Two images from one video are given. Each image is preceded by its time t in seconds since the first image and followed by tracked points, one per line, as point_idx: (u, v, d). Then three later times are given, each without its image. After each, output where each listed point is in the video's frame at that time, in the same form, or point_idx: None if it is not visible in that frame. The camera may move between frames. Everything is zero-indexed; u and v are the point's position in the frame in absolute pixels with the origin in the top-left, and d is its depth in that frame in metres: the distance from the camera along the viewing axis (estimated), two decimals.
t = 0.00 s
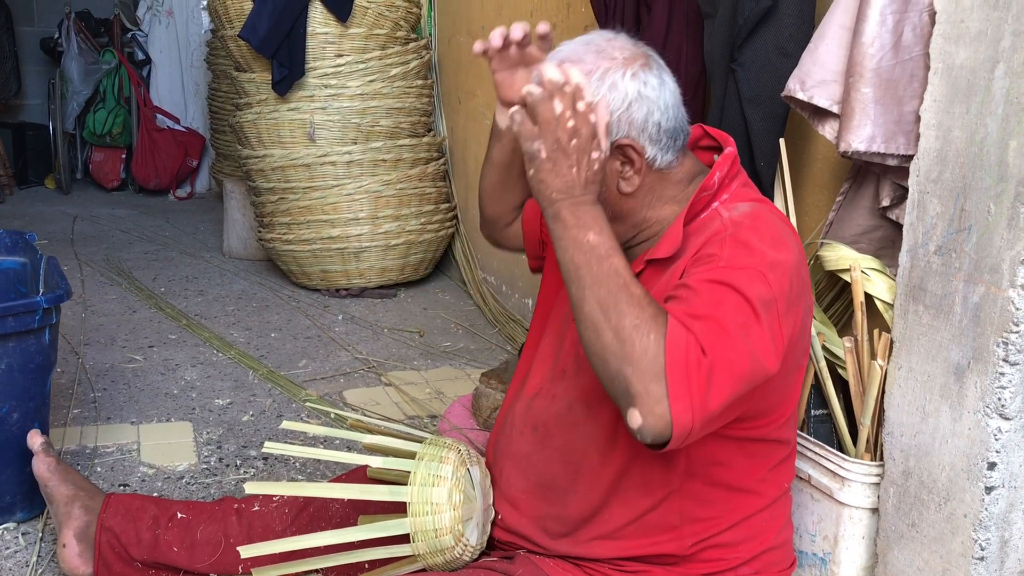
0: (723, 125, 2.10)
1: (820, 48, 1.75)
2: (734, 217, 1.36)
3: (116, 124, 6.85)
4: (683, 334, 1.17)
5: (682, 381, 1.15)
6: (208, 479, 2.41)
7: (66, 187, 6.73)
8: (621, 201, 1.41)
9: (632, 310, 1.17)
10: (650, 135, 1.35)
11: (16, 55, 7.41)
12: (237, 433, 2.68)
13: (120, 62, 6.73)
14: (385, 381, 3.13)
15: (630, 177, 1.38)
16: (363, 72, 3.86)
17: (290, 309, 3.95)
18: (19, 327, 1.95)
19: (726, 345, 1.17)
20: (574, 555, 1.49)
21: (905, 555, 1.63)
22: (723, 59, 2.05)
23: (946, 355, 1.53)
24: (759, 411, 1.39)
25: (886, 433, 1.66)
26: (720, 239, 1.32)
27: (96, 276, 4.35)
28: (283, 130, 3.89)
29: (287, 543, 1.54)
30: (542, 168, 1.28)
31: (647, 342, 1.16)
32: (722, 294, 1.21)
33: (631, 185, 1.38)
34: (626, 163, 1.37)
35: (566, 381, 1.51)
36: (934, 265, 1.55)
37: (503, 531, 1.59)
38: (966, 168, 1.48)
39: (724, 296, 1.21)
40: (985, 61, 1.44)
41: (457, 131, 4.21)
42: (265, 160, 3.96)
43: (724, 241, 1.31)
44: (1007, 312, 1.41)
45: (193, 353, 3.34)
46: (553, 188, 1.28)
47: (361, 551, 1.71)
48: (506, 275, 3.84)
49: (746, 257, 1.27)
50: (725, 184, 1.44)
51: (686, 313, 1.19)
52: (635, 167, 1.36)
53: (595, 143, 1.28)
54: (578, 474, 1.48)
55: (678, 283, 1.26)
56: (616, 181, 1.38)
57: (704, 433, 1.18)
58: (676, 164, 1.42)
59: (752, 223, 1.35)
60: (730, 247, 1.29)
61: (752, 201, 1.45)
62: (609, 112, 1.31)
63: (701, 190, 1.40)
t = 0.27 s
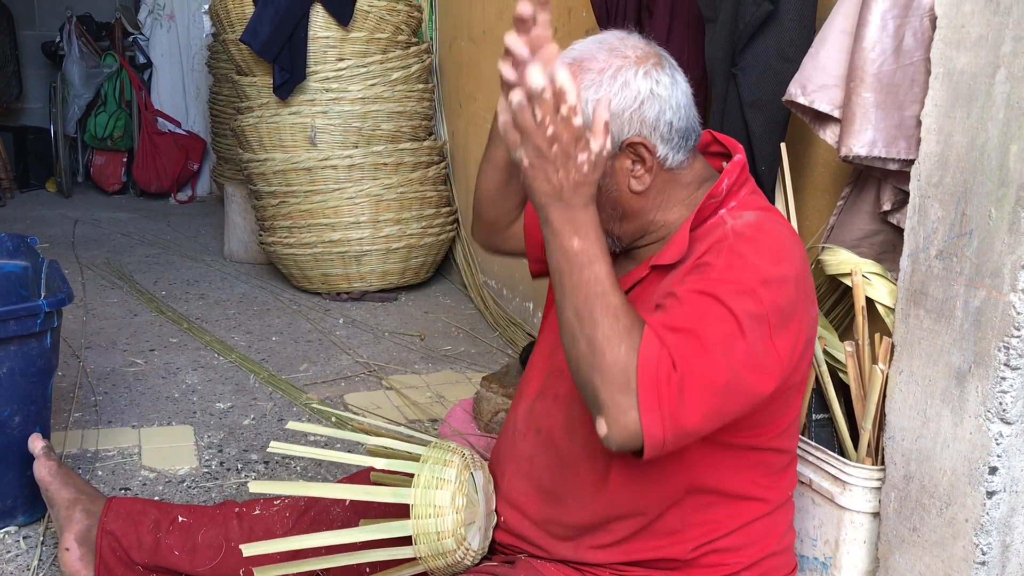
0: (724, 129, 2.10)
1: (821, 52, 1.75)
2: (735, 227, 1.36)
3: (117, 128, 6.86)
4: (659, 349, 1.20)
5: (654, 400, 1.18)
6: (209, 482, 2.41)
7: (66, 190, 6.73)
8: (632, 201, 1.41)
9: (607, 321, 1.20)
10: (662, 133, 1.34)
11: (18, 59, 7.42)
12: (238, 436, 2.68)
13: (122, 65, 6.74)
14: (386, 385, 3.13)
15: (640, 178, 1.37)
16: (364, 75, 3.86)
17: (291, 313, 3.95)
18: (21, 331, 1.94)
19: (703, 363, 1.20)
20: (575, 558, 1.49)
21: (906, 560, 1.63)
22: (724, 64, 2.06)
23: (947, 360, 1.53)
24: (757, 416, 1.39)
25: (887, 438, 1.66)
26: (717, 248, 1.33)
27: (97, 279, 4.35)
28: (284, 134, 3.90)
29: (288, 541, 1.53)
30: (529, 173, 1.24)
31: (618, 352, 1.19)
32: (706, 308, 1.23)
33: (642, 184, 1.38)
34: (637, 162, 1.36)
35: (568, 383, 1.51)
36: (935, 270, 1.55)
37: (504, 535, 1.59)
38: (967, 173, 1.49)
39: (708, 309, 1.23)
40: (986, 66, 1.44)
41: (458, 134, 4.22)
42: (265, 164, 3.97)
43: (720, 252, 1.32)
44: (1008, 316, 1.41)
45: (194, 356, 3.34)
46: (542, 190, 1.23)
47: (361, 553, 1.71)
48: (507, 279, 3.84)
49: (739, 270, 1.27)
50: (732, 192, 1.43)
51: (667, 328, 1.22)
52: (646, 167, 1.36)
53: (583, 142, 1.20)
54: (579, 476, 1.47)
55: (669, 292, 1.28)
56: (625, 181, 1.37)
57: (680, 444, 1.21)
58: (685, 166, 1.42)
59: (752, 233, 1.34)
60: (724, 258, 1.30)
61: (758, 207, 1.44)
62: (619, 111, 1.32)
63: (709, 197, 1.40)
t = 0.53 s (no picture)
0: (724, 132, 2.10)
1: (821, 54, 1.75)
2: (738, 237, 1.35)
3: (117, 129, 6.86)
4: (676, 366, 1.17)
5: (675, 418, 1.15)
6: (209, 484, 2.40)
7: (67, 191, 6.74)
8: (630, 205, 1.40)
9: (624, 346, 1.16)
10: (663, 136, 1.34)
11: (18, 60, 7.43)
12: (237, 438, 2.68)
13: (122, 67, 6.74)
14: (386, 387, 3.13)
15: (639, 182, 1.37)
16: (364, 77, 3.86)
17: (291, 314, 3.95)
18: (21, 332, 1.94)
19: (721, 376, 1.17)
20: (576, 561, 1.49)
21: (907, 562, 1.63)
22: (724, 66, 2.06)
23: (948, 362, 1.53)
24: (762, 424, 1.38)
25: (888, 440, 1.66)
26: (722, 259, 1.32)
27: (97, 281, 4.35)
28: (285, 136, 3.90)
29: (289, 543, 1.53)
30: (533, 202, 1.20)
31: (638, 376, 1.15)
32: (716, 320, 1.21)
33: (640, 189, 1.37)
34: (635, 167, 1.35)
35: (567, 388, 1.51)
36: (936, 272, 1.55)
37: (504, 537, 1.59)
38: (967, 175, 1.48)
39: (719, 320, 1.21)
40: (986, 68, 1.44)
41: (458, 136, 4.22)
42: (266, 165, 3.97)
43: (725, 263, 1.30)
44: (1009, 319, 1.41)
45: (193, 358, 3.34)
46: (548, 217, 1.20)
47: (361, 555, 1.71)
48: (507, 281, 3.84)
49: (747, 280, 1.26)
50: (729, 196, 1.45)
51: (681, 344, 1.20)
52: (645, 171, 1.35)
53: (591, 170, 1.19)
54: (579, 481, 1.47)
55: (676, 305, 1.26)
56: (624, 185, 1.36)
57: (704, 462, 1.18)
58: (683, 170, 1.42)
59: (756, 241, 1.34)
60: (730, 269, 1.28)
61: (757, 212, 1.44)
62: (620, 113, 1.32)
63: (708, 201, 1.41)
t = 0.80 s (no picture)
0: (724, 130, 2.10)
1: (822, 53, 1.75)
2: (727, 256, 1.31)
3: (116, 127, 6.86)
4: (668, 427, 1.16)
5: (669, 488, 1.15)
6: (208, 482, 2.40)
7: (66, 190, 6.73)
8: (651, 172, 1.41)
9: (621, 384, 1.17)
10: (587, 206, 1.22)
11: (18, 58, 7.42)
12: (237, 436, 2.68)
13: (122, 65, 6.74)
14: (385, 385, 3.13)
15: (674, 157, 1.39)
16: (364, 76, 3.86)
17: (290, 313, 3.95)
18: (20, 330, 1.94)
19: (714, 433, 1.15)
20: (573, 561, 1.48)
21: (907, 561, 1.63)
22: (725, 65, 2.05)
23: (948, 361, 1.53)
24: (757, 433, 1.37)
25: (888, 439, 1.66)
26: (710, 283, 1.28)
27: (97, 279, 4.35)
28: (284, 134, 3.90)
29: (287, 542, 1.52)
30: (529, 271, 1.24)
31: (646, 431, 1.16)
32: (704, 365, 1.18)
33: (670, 165, 1.39)
34: (679, 141, 1.38)
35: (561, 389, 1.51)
36: (936, 271, 1.55)
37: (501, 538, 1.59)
38: (968, 174, 1.48)
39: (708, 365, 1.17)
40: (987, 67, 1.44)
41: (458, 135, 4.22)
42: (265, 164, 3.96)
43: (714, 289, 1.26)
44: (1009, 318, 1.41)
45: (193, 356, 3.34)
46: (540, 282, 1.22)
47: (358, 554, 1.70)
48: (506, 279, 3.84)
49: (735, 311, 1.23)
50: (720, 200, 1.42)
51: (674, 380, 1.18)
52: (686, 151, 1.38)
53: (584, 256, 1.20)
54: (575, 482, 1.47)
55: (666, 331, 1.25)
56: (662, 152, 1.38)
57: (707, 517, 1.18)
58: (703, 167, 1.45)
59: (745, 261, 1.30)
60: (719, 297, 1.25)
61: (748, 219, 1.40)
62: (701, 86, 1.33)
63: (692, 204, 1.39)
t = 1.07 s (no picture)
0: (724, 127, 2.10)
1: (822, 50, 1.75)
2: (729, 253, 1.36)
3: (115, 124, 6.85)
4: (651, 442, 1.23)
5: (646, 500, 1.23)
6: (206, 479, 2.40)
7: (65, 187, 6.72)
8: (683, 159, 1.50)
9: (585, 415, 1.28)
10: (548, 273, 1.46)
11: (16, 55, 7.40)
12: (235, 434, 2.68)
13: (120, 62, 6.73)
14: (384, 383, 3.13)
15: (710, 148, 1.48)
16: (363, 72, 3.85)
17: (289, 310, 3.94)
18: (17, 326, 1.94)
19: (697, 451, 1.21)
20: (576, 559, 1.48)
21: (905, 559, 1.63)
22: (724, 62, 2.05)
23: (948, 358, 1.53)
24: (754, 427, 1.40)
25: (887, 437, 1.66)
26: (711, 282, 1.33)
27: (95, 276, 4.34)
28: (283, 131, 3.89)
29: (288, 538, 1.52)
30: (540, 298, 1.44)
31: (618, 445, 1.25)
32: (697, 379, 1.23)
33: (704, 155, 1.48)
34: (717, 132, 1.47)
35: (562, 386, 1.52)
36: (936, 268, 1.54)
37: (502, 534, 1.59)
38: (968, 171, 1.48)
39: (699, 382, 1.22)
40: (987, 64, 1.43)
41: (457, 132, 4.21)
42: (264, 161, 3.96)
43: (714, 288, 1.31)
44: (1009, 315, 1.41)
45: (191, 353, 3.34)
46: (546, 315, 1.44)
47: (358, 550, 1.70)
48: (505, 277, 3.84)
49: (732, 311, 1.27)
50: (726, 196, 1.47)
51: (670, 385, 1.24)
52: (721, 143, 1.47)
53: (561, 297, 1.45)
54: (575, 478, 1.47)
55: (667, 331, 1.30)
56: (698, 141, 1.47)
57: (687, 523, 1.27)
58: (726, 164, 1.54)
59: (744, 260, 1.35)
60: (717, 295, 1.30)
61: (754, 217, 1.45)
62: (745, 80, 1.44)
63: (697, 196, 1.46)
